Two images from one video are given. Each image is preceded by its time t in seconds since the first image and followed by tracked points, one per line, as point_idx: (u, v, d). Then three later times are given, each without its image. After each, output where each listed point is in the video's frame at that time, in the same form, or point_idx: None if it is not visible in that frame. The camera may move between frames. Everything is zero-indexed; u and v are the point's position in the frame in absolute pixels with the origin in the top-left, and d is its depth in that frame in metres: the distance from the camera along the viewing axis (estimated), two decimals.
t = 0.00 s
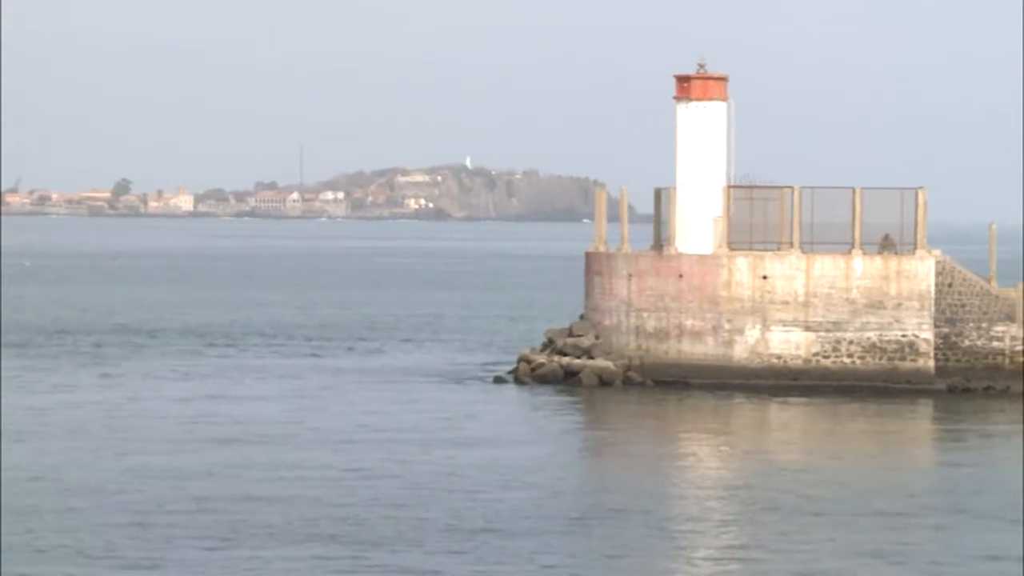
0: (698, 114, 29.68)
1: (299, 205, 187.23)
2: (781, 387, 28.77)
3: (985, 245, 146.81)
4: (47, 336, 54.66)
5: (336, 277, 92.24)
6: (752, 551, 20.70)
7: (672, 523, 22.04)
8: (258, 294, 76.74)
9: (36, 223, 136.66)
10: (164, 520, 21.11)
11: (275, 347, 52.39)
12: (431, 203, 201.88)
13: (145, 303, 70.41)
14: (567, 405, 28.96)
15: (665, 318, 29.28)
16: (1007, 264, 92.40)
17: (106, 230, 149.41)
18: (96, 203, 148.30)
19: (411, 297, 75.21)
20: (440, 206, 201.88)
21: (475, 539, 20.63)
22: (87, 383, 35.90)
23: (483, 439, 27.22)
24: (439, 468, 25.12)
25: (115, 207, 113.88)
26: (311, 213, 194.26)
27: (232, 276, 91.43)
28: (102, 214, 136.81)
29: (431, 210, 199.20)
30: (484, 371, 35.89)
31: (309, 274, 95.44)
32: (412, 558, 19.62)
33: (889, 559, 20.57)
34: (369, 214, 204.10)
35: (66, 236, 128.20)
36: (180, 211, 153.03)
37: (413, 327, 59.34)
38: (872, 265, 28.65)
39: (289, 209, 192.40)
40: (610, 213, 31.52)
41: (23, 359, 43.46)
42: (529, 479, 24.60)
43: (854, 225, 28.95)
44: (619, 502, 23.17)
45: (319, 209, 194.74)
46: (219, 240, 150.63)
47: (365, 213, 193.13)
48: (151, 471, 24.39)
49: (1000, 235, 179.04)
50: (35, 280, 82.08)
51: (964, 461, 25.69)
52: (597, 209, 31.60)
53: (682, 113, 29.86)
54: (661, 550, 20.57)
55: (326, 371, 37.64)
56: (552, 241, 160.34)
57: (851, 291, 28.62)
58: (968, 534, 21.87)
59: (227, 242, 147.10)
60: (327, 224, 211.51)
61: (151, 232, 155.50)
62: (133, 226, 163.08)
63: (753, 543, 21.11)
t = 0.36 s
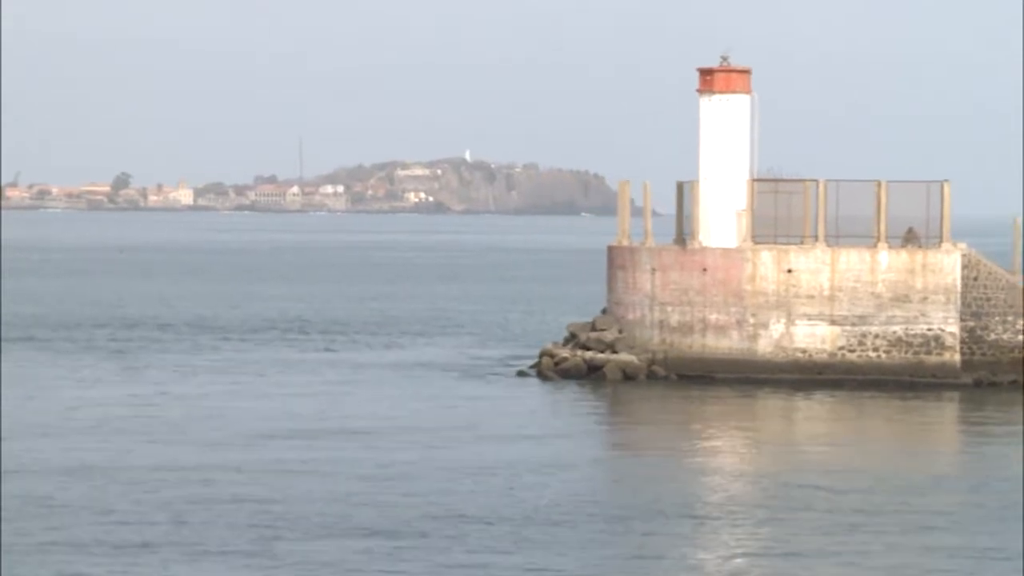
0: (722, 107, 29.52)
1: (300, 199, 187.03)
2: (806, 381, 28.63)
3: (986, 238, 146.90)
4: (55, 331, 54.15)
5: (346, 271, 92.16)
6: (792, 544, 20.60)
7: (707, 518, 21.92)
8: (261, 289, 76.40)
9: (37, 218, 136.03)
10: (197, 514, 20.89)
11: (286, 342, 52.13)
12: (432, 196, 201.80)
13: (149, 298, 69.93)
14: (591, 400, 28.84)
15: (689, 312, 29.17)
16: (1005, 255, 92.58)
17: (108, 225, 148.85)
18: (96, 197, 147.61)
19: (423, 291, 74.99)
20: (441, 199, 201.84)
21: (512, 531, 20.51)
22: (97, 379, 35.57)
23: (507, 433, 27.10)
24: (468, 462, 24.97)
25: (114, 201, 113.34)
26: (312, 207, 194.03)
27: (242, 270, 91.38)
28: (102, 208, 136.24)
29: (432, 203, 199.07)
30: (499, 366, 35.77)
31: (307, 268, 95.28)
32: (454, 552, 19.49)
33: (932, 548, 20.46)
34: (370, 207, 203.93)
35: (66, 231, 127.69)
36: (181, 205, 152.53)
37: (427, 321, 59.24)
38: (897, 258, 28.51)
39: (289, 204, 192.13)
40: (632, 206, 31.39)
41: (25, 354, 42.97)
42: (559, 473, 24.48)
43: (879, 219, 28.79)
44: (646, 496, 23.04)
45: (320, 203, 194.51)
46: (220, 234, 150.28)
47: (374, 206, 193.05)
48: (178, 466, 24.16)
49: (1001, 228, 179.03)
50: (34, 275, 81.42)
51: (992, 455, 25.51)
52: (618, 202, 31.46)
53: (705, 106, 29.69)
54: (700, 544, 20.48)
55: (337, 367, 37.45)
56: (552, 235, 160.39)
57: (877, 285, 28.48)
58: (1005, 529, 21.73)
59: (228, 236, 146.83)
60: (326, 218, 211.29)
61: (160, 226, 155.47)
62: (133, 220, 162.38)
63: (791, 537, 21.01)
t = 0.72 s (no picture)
0: (746, 101, 29.32)
1: (303, 191, 186.80)
2: (833, 376, 28.54)
3: (991, 229, 146.67)
4: (67, 326, 53.88)
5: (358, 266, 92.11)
6: (826, 535, 20.42)
7: (737, 511, 21.76)
8: (272, 283, 76.24)
9: (40, 211, 135.71)
10: (231, 510, 20.73)
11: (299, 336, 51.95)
12: (435, 189, 201.63)
13: (158, 293, 69.68)
14: (616, 395, 28.72)
15: (714, 307, 29.04)
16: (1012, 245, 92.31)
17: (111, 219, 148.50)
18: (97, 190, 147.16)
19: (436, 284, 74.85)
20: (443, 192, 201.57)
21: (547, 525, 20.36)
22: (112, 374, 35.38)
23: (533, 428, 26.98)
24: (496, 457, 24.82)
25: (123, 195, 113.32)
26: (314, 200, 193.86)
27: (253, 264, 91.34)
28: (107, 201, 135.88)
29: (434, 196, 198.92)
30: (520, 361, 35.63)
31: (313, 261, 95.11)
32: (491, 547, 19.33)
33: (969, 533, 20.30)
34: (375, 200, 203.77)
35: (70, 226, 127.37)
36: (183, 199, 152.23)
37: (442, 315, 59.11)
38: (924, 252, 28.34)
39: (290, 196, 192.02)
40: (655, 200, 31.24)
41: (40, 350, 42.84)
42: (586, 468, 24.34)
43: (905, 213, 28.61)
44: (676, 490, 22.88)
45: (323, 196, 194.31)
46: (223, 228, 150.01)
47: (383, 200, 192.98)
48: (206, 462, 24.00)
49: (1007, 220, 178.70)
50: (39, 270, 81.03)
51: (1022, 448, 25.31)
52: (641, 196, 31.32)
53: (729, 99, 29.49)
54: (735, 535, 20.34)
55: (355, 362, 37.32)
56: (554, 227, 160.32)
57: (903, 279, 28.32)
58: None
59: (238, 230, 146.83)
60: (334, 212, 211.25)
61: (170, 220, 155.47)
62: (136, 214, 161.90)
63: (824, 526, 20.83)
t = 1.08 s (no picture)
0: (771, 98, 29.07)
1: (307, 188, 186.86)
2: (859, 374, 28.39)
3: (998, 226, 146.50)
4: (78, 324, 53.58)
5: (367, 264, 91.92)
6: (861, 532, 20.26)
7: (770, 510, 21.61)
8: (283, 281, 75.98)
9: (45, 209, 135.31)
10: (265, 511, 20.56)
11: (313, 334, 51.74)
12: (437, 186, 201.46)
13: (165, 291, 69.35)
14: (642, 394, 28.56)
15: (740, 305, 28.90)
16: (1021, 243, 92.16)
17: (117, 217, 148.25)
18: (97, 188, 146.63)
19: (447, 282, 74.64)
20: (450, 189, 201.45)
21: (580, 524, 20.21)
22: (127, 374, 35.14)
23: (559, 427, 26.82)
24: (524, 456, 24.66)
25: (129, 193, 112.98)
26: (319, 197, 193.80)
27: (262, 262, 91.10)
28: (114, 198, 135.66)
29: (436, 193, 198.76)
30: (539, 360, 35.46)
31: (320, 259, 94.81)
32: (526, 546, 19.18)
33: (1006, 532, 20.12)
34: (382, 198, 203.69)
35: (76, 224, 126.97)
36: (180, 196, 151.64)
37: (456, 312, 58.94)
38: (951, 250, 28.22)
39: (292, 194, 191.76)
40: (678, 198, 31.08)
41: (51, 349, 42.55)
42: (615, 467, 24.19)
43: (932, 210, 28.49)
44: (707, 489, 22.72)
45: (328, 194, 194.20)
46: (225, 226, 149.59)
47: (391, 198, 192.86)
48: (235, 462, 23.82)
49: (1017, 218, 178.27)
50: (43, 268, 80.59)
51: None
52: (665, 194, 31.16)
53: (754, 96, 29.25)
54: (774, 534, 20.21)
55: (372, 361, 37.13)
56: (557, 225, 160.21)
57: (930, 277, 28.19)
58: None
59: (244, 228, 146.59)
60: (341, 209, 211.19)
61: (176, 217, 155.25)
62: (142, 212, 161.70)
63: (859, 524, 20.66)
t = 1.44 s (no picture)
0: (799, 98, 28.96)
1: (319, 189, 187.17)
2: (889, 376, 28.24)
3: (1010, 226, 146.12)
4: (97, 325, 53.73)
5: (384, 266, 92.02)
6: (896, 536, 20.08)
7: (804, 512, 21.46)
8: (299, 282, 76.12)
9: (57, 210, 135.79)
10: (300, 513, 20.49)
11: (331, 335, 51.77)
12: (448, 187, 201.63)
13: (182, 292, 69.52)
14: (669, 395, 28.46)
15: (768, 306, 28.81)
16: None
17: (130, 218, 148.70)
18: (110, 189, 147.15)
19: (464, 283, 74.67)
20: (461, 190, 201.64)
21: (615, 527, 20.07)
22: (155, 376, 35.22)
23: (588, 429, 26.73)
24: (554, 459, 24.56)
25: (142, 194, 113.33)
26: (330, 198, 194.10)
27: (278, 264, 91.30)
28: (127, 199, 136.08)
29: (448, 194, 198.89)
30: (566, 362, 35.37)
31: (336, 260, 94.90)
32: (560, 549, 19.04)
33: None
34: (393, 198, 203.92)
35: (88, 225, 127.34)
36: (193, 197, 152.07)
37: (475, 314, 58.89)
38: (981, 251, 28.06)
39: (300, 195, 191.81)
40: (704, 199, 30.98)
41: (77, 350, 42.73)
42: (646, 469, 24.07)
43: (961, 211, 28.45)
44: (739, 492, 22.58)
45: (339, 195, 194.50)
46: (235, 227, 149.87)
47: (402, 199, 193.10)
48: (266, 464, 23.79)
49: None
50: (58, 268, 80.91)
51: None
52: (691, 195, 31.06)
53: (781, 97, 29.15)
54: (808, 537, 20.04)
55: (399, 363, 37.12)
56: (565, 225, 160.20)
57: (959, 279, 28.04)
58: None
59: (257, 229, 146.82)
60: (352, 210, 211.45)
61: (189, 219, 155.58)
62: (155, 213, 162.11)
63: (893, 527, 20.49)
